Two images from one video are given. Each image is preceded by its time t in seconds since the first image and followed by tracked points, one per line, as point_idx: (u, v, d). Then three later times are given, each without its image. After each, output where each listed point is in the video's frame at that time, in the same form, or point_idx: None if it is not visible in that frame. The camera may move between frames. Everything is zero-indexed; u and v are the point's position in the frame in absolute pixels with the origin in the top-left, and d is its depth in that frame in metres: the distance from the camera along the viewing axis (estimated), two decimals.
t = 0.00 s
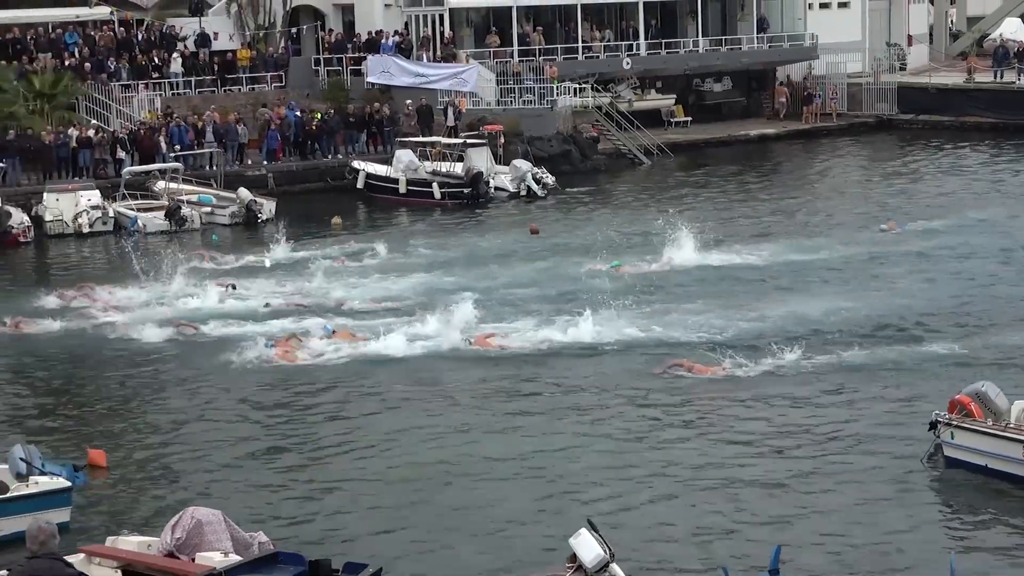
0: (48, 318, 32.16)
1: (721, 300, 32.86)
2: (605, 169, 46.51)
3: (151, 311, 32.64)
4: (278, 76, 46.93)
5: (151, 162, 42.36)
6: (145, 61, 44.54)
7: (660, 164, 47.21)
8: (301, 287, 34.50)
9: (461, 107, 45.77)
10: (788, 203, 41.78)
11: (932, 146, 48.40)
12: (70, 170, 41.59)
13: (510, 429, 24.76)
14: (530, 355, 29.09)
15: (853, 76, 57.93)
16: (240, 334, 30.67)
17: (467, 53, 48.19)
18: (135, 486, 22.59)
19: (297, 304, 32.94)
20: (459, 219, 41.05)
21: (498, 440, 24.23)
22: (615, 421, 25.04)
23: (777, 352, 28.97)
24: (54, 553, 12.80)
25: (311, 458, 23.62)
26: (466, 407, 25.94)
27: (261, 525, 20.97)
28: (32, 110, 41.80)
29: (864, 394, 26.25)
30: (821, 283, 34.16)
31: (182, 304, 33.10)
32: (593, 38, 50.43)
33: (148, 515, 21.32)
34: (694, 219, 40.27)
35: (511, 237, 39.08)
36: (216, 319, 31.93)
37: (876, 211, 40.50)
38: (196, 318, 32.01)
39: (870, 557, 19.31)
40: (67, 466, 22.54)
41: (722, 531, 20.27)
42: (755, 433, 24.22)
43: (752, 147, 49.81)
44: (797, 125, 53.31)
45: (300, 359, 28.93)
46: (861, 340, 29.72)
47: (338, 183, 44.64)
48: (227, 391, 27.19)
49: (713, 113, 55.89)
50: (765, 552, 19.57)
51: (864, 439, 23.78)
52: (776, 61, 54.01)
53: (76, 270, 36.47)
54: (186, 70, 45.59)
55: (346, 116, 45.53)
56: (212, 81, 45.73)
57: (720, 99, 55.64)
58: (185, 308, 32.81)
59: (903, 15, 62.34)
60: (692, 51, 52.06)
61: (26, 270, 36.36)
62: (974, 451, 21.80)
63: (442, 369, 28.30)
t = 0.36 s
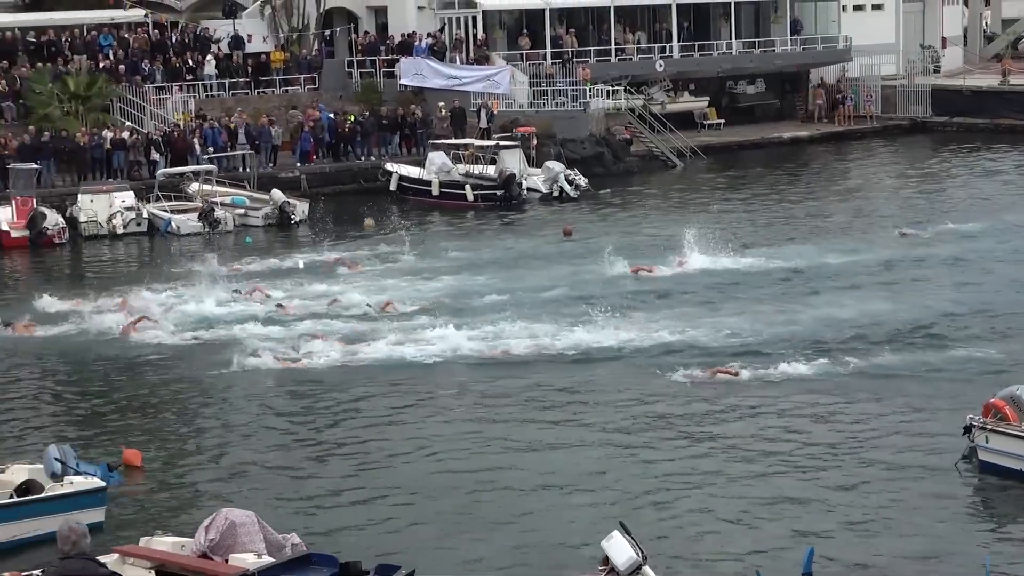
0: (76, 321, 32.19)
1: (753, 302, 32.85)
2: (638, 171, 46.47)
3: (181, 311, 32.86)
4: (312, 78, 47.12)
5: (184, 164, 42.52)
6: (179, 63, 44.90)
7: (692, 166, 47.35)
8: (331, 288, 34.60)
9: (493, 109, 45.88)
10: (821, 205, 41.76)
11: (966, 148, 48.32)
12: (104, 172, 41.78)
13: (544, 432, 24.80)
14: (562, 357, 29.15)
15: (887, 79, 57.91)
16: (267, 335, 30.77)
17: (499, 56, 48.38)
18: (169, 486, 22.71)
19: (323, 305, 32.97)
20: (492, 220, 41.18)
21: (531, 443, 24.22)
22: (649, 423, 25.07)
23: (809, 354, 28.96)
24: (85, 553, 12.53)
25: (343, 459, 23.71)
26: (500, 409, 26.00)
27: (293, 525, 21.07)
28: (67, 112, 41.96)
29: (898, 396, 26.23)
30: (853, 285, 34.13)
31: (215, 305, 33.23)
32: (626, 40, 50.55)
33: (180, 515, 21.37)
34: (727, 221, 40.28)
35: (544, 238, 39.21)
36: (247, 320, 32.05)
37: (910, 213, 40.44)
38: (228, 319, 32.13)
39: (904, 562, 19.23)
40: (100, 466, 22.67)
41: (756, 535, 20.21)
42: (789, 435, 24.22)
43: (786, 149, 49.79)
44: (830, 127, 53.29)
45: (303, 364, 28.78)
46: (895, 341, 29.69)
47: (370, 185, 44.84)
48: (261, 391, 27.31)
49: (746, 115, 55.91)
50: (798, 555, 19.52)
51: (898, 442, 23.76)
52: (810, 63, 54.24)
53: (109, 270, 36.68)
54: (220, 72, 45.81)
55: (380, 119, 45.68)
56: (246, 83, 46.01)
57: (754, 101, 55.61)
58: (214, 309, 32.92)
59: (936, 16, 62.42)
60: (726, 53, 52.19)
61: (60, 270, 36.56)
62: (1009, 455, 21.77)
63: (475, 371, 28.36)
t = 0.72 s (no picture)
0: (107, 322, 32.36)
1: (786, 304, 32.81)
2: (670, 172, 46.47)
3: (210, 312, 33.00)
4: (343, 80, 47.61)
5: (217, 166, 42.68)
6: (212, 66, 45.11)
7: (725, 167, 47.42)
8: (362, 289, 34.67)
9: (526, 111, 46.14)
10: (855, 206, 41.69)
11: (1000, 148, 48.19)
12: (138, 174, 41.96)
13: (578, 433, 24.82)
14: (594, 358, 29.17)
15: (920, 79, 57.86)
16: (295, 336, 30.87)
17: (531, 57, 48.42)
18: (203, 486, 22.82)
19: (349, 308, 32.94)
20: (525, 221, 41.23)
21: (564, 444, 24.21)
22: (682, 424, 25.06)
23: (842, 355, 28.92)
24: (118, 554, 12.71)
25: (376, 460, 23.77)
26: (534, 410, 26.03)
27: (327, 526, 21.15)
28: (101, 114, 42.08)
29: (932, 398, 26.18)
30: (886, 286, 34.06)
31: (245, 306, 33.33)
32: (658, 41, 50.58)
33: (213, 516, 21.43)
34: (760, 222, 40.23)
35: (576, 239, 39.22)
36: (277, 321, 32.15)
37: (943, 214, 40.35)
38: (259, 320, 32.24)
39: (937, 563, 19.18)
40: (133, 467, 22.75)
41: (789, 537, 20.17)
42: (824, 436, 24.19)
43: (818, 150, 49.74)
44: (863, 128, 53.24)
45: (301, 370, 28.71)
46: (929, 342, 29.63)
47: (402, 187, 44.81)
48: (293, 392, 27.40)
49: (779, 116, 55.88)
50: (832, 557, 19.47)
51: (933, 444, 23.71)
52: (843, 63, 54.19)
53: (142, 272, 36.86)
54: (252, 74, 45.96)
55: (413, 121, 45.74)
56: (280, 85, 46.27)
57: (786, 103, 55.54)
58: (244, 310, 33.03)
59: (969, 16, 62.34)
60: (759, 54, 52.17)
61: (94, 273, 36.73)
62: None
63: (507, 372, 28.39)
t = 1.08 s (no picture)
0: (141, 322, 32.49)
1: (820, 308, 32.70)
2: (704, 175, 46.51)
3: (242, 313, 33.10)
4: (377, 83, 47.74)
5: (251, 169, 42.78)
6: (246, 69, 45.24)
7: (758, 171, 47.38)
8: (393, 293, 34.71)
9: (560, 115, 46.06)
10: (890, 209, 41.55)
11: None
12: (173, 177, 42.13)
13: (612, 437, 24.77)
14: (628, 362, 29.11)
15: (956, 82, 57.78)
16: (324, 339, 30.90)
17: (565, 60, 48.44)
18: (236, 489, 22.85)
19: (376, 311, 32.92)
20: (558, 225, 41.19)
21: (598, 449, 24.17)
22: (716, 428, 24.99)
23: (877, 360, 28.81)
24: (153, 556, 12.52)
25: (409, 463, 23.77)
26: (567, 415, 26.00)
27: (359, 529, 21.15)
28: (136, 117, 42.20)
29: (968, 403, 26.04)
30: (921, 290, 33.92)
31: (274, 309, 33.38)
32: (692, 44, 50.55)
33: (248, 518, 21.50)
34: (794, 226, 40.09)
35: (610, 242, 39.16)
36: (309, 324, 32.20)
37: (979, 217, 40.16)
38: (289, 323, 32.29)
39: (972, 569, 19.10)
40: (167, 470, 22.79)
41: (822, 541, 20.12)
42: (859, 441, 24.09)
43: (852, 154, 49.63)
44: (898, 131, 53.15)
45: (297, 373, 28.70)
46: (964, 347, 29.49)
47: (436, 190, 44.81)
48: (325, 395, 27.42)
49: (813, 120, 55.79)
50: (866, 562, 19.42)
51: (969, 450, 23.59)
52: (878, 67, 54.19)
53: (174, 274, 36.96)
54: (285, 77, 46.09)
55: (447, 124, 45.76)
56: (313, 88, 46.45)
57: (820, 106, 55.42)
58: (274, 313, 33.08)
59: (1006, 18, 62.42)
60: (793, 57, 52.17)
61: (127, 275, 36.83)
62: None
63: (540, 376, 28.36)
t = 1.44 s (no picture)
0: (193, 327, 32.68)
1: (871, 313, 32.60)
2: (754, 180, 46.46)
3: (291, 317, 33.22)
4: (428, 89, 47.78)
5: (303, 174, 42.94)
6: (298, 75, 45.40)
7: (810, 175, 47.27)
8: (443, 298, 34.78)
9: (611, 120, 46.03)
10: (942, 214, 41.38)
11: None
12: (224, 182, 42.30)
13: (663, 442, 24.77)
14: (678, 366, 29.10)
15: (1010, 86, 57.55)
16: (373, 343, 30.98)
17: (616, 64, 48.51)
18: (288, 493, 22.95)
19: (424, 318, 32.97)
20: (608, 229, 41.19)
21: (649, 453, 24.17)
22: (767, 434, 24.96)
23: (929, 365, 28.70)
24: (206, 559, 12.57)
25: (460, 467, 23.83)
26: (618, 419, 26.01)
27: (411, 533, 21.22)
28: (187, 122, 42.53)
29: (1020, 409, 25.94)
30: (973, 295, 33.78)
31: (321, 315, 33.45)
32: (743, 49, 50.53)
33: (300, 523, 21.55)
34: (845, 231, 39.97)
35: (661, 247, 39.14)
36: (358, 327, 32.29)
37: None
38: (338, 327, 32.39)
39: None
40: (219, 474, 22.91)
41: (875, 547, 20.07)
42: (911, 447, 24.03)
43: (904, 158, 49.44)
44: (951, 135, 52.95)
45: (318, 381, 28.68)
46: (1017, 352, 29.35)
47: (486, 195, 44.89)
48: (375, 399, 27.51)
49: (864, 124, 55.61)
50: (919, 568, 19.34)
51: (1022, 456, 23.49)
52: (930, 71, 54.07)
53: (224, 279, 37.12)
54: (337, 82, 46.27)
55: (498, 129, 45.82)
56: (364, 93, 46.64)
57: (872, 110, 55.24)
58: (325, 318, 33.15)
59: None
60: (844, 61, 52.16)
61: (177, 279, 37.01)
62: None
63: (591, 381, 28.38)
